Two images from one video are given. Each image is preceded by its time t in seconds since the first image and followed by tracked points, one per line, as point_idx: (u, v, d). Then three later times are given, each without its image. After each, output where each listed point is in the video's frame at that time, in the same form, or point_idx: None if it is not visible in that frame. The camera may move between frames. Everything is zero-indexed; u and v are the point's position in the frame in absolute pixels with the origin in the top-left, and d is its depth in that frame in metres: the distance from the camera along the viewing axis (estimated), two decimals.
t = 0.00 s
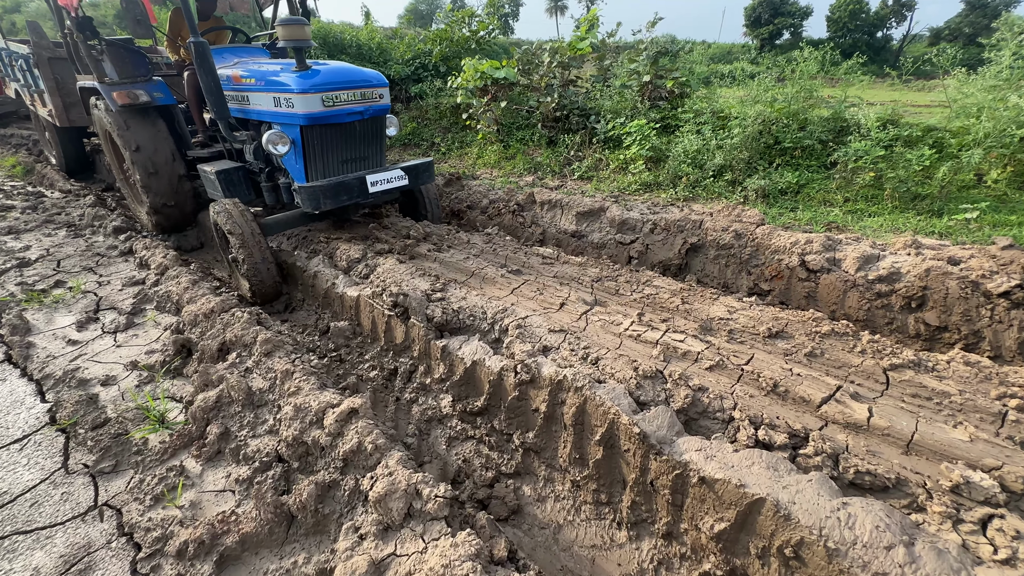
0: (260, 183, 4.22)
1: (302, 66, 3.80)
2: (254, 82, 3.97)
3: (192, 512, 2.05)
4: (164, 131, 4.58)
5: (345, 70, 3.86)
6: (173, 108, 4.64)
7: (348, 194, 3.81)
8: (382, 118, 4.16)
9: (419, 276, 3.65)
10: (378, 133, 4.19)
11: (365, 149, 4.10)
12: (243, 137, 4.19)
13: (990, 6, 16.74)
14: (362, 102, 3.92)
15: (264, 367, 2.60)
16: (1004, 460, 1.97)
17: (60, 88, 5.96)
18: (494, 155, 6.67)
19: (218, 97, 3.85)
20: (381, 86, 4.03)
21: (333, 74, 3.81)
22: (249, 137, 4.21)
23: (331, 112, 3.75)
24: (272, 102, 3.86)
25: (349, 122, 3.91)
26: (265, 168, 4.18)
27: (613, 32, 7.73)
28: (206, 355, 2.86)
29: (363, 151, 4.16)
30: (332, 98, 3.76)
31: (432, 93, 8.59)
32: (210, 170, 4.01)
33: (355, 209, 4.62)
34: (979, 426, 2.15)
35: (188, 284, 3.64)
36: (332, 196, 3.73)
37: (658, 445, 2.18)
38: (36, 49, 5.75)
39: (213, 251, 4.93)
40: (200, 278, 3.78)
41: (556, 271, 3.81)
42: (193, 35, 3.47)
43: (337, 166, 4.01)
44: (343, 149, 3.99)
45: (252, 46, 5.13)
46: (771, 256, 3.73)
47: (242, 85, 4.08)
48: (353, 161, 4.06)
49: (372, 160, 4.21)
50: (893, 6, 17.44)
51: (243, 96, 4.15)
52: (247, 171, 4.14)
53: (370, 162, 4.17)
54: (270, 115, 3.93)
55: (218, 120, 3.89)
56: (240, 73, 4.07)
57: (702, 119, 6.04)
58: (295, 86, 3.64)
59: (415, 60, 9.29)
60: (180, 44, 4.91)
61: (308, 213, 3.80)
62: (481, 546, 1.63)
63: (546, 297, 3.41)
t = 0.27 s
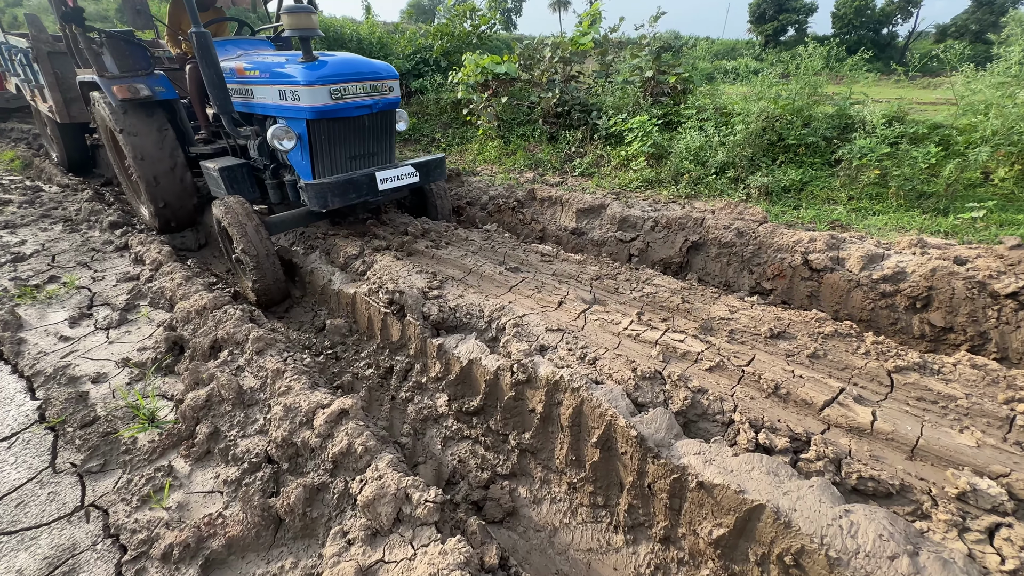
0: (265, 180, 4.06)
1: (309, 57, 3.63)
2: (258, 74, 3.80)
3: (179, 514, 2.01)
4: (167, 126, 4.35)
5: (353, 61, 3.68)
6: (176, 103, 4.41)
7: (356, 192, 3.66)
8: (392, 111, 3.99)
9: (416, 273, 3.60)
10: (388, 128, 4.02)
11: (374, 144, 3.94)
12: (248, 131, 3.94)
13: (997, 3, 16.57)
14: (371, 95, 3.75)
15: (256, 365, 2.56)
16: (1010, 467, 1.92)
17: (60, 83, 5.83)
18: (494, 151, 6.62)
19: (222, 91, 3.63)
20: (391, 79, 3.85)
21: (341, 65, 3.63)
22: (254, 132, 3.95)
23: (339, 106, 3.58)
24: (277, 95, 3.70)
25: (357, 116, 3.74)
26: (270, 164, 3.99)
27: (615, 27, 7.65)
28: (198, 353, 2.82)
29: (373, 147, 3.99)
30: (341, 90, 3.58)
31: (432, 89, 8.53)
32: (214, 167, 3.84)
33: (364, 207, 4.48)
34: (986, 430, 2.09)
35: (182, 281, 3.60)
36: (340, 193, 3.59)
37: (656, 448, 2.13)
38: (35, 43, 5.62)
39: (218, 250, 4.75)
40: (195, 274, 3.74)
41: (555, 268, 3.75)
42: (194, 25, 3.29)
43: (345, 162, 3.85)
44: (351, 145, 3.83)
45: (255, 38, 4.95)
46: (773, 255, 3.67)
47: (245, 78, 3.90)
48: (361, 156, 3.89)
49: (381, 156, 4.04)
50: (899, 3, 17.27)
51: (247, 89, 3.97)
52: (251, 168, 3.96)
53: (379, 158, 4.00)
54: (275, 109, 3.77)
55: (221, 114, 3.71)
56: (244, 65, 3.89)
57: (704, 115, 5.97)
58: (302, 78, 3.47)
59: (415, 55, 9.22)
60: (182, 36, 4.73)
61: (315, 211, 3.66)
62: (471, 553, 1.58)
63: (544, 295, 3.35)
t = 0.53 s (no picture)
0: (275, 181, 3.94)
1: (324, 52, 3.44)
2: (271, 71, 3.62)
3: (172, 515, 1.99)
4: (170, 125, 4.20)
5: (370, 57, 3.47)
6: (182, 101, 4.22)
7: (373, 196, 3.48)
8: (411, 109, 3.76)
9: (414, 272, 3.58)
10: (406, 127, 3.80)
11: (392, 145, 3.73)
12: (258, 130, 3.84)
13: (1004, 1, 16.44)
14: (389, 93, 3.53)
15: (252, 365, 2.55)
16: (1014, 473, 1.89)
17: (62, 80, 5.75)
18: (496, 148, 6.59)
19: (232, 89, 3.49)
20: (410, 75, 3.62)
21: (358, 61, 3.42)
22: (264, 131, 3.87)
23: (355, 104, 3.38)
24: (290, 93, 3.51)
25: (374, 115, 3.53)
26: (280, 165, 3.88)
27: (618, 24, 7.60)
28: (194, 352, 2.80)
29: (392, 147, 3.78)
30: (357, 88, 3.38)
31: (433, 86, 8.49)
32: (222, 167, 3.70)
33: (378, 207, 4.33)
34: (990, 436, 2.06)
35: (179, 278, 3.59)
36: (357, 197, 3.40)
37: (654, 452, 2.11)
38: (36, 39, 5.54)
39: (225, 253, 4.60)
40: (192, 271, 3.72)
41: (554, 268, 3.72)
42: (203, 18, 3.14)
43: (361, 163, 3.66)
44: (368, 145, 3.63)
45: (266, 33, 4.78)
46: (775, 255, 3.63)
47: (258, 75, 3.73)
48: (378, 157, 3.68)
49: (399, 157, 3.83)
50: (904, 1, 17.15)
51: (258, 86, 3.80)
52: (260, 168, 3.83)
53: (397, 159, 3.79)
54: (288, 108, 3.59)
55: (231, 112, 3.57)
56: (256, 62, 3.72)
57: (707, 113, 5.92)
58: (316, 75, 3.27)
59: (417, 52, 9.17)
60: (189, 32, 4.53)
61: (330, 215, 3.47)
62: (464, 559, 1.56)
63: (543, 295, 3.33)
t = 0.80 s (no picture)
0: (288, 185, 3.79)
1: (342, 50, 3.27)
2: (284, 70, 3.47)
3: (170, 517, 2.00)
4: (178, 125, 4.02)
5: (390, 54, 3.31)
6: (189, 100, 4.08)
7: (394, 201, 3.36)
8: (431, 109, 3.61)
9: (414, 273, 3.58)
10: (426, 128, 3.65)
11: (412, 146, 3.58)
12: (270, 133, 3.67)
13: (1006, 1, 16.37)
14: (410, 92, 3.37)
15: (250, 367, 2.56)
16: (1011, 477, 1.89)
17: (66, 80, 5.73)
18: (496, 148, 6.59)
19: (243, 89, 3.36)
20: (432, 73, 3.46)
21: (377, 59, 3.25)
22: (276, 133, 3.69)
23: (375, 104, 3.22)
24: (306, 93, 3.35)
25: (394, 115, 3.37)
26: (293, 168, 3.74)
27: (619, 23, 7.58)
28: (193, 353, 2.80)
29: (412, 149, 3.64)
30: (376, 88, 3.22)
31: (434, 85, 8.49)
32: (232, 170, 3.60)
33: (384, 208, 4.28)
34: (988, 439, 2.06)
35: (179, 279, 3.59)
36: (377, 203, 3.28)
37: (652, 455, 2.10)
38: (39, 39, 5.53)
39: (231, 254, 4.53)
40: (191, 272, 3.73)
41: (553, 269, 3.72)
42: (213, 15, 3.02)
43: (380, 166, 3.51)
44: (387, 147, 3.48)
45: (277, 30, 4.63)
46: (775, 256, 3.62)
47: (269, 74, 3.57)
48: (398, 160, 3.55)
49: (420, 159, 3.69)
50: None
51: (271, 86, 3.65)
52: (272, 171, 3.73)
53: (417, 162, 3.65)
54: (303, 108, 3.43)
55: (242, 113, 3.44)
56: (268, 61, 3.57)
57: (707, 113, 5.91)
58: (334, 74, 3.12)
59: (418, 51, 9.17)
60: (198, 30, 4.46)
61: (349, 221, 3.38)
62: (460, 562, 1.56)
63: (542, 296, 3.32)
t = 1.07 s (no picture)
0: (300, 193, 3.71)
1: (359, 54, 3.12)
2: (297, 75, 3.33)
3: (169, 519, 2.00)
4: (183, 130, 3.98)
5: (409, 59, 3.17)
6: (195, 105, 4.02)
7: (416, 215, 3.24)
8: (451, 116, 3.48)
9: (411, 274, 3.59)
10: (445, 136, 3.52)
11: (431, 156, 3.45)
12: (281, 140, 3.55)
13: None
14: (430, 99, 3.24)
15: (248, 369, 2.57)
16: (1002, 475, 1.91)
17: (66, 83, 5.69)
18: (493, 149, 6.60)
19: (254, 94, 3.26)
20: (452, 79, 3.33)
21: (396, 64, 3.11)
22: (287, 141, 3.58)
23: (395, 112, 3.08)
24: (321, 100, 3.21)
25: (414, 123, 3.24)
26: (306, 177, 3.67)
27: (616, 23, 7.60)
28: (190, 355, 2.81)
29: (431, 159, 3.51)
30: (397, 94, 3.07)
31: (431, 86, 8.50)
32: (243, 179, 3.51)
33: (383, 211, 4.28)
34: (980, 438, 2.08)
35: (176, 281, 3.60)
36: (399, 218, 3.16)
37: (647, 455, 2.12)
38: (38, 40, 5.53)
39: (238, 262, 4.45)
40: (189, 274, 3.73)
41: (550, 269, 3.73)
42: (221, 17, 2.91)
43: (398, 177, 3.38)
44: (406, 157, 3.34)
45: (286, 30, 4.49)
46: (770, 256, 3.64)
47: (282, 79, 3.44)
48: (416, 170, 3.41)
49: (439, 168, 3.56)
50: None
51: (282, 92, 3.52)
52: (283, 180, 3.64)
53: (436, 172, 3.53)
54: (317, 116, 3.30)
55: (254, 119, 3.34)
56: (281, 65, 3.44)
57: (704, 113, 5.92)
58: (353, 81, 2.97)
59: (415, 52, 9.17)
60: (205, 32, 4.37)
61: (368, 236, 3.25)
62: (456, 562, 1.57)
63: (539, 297, 3.33)
